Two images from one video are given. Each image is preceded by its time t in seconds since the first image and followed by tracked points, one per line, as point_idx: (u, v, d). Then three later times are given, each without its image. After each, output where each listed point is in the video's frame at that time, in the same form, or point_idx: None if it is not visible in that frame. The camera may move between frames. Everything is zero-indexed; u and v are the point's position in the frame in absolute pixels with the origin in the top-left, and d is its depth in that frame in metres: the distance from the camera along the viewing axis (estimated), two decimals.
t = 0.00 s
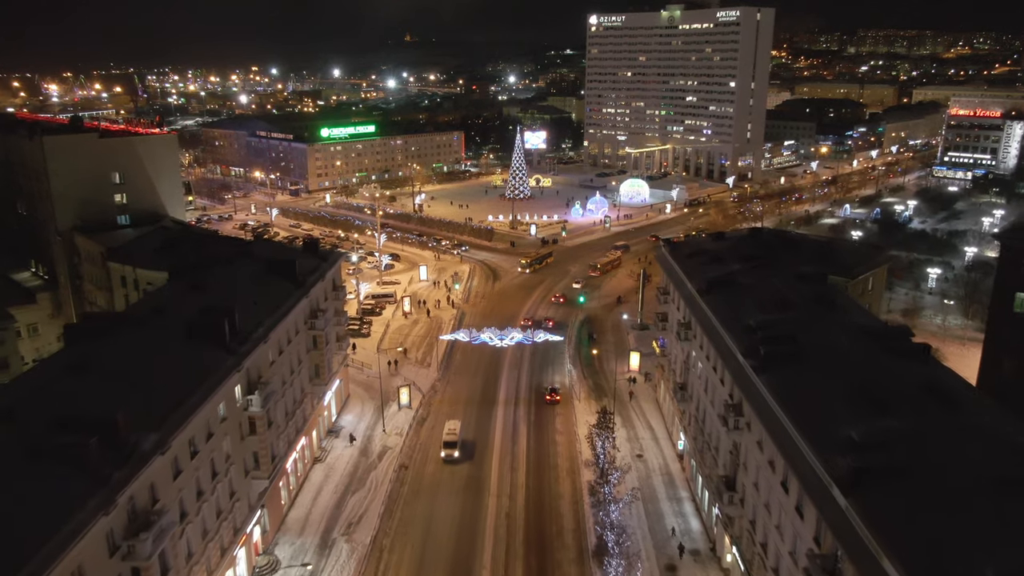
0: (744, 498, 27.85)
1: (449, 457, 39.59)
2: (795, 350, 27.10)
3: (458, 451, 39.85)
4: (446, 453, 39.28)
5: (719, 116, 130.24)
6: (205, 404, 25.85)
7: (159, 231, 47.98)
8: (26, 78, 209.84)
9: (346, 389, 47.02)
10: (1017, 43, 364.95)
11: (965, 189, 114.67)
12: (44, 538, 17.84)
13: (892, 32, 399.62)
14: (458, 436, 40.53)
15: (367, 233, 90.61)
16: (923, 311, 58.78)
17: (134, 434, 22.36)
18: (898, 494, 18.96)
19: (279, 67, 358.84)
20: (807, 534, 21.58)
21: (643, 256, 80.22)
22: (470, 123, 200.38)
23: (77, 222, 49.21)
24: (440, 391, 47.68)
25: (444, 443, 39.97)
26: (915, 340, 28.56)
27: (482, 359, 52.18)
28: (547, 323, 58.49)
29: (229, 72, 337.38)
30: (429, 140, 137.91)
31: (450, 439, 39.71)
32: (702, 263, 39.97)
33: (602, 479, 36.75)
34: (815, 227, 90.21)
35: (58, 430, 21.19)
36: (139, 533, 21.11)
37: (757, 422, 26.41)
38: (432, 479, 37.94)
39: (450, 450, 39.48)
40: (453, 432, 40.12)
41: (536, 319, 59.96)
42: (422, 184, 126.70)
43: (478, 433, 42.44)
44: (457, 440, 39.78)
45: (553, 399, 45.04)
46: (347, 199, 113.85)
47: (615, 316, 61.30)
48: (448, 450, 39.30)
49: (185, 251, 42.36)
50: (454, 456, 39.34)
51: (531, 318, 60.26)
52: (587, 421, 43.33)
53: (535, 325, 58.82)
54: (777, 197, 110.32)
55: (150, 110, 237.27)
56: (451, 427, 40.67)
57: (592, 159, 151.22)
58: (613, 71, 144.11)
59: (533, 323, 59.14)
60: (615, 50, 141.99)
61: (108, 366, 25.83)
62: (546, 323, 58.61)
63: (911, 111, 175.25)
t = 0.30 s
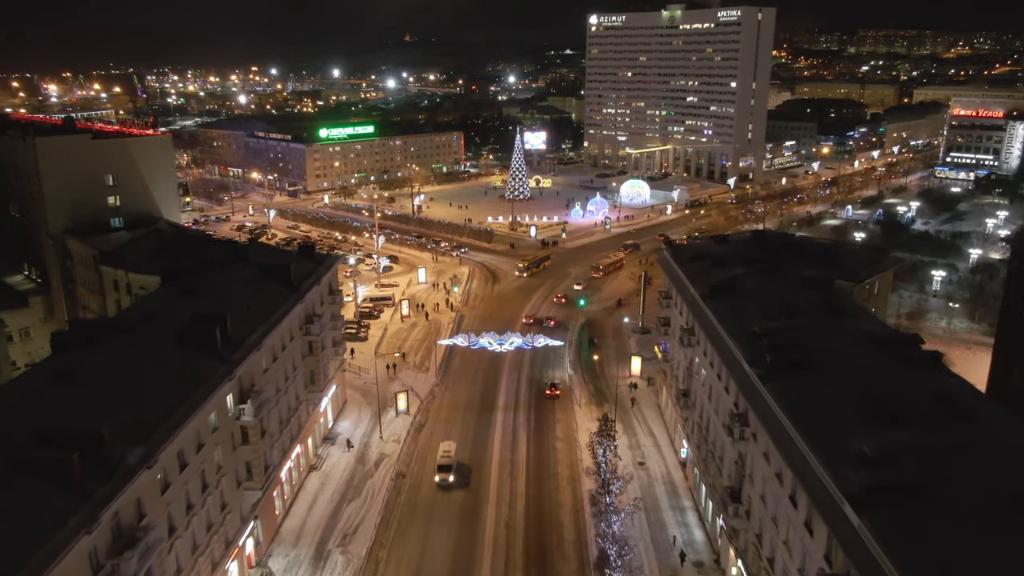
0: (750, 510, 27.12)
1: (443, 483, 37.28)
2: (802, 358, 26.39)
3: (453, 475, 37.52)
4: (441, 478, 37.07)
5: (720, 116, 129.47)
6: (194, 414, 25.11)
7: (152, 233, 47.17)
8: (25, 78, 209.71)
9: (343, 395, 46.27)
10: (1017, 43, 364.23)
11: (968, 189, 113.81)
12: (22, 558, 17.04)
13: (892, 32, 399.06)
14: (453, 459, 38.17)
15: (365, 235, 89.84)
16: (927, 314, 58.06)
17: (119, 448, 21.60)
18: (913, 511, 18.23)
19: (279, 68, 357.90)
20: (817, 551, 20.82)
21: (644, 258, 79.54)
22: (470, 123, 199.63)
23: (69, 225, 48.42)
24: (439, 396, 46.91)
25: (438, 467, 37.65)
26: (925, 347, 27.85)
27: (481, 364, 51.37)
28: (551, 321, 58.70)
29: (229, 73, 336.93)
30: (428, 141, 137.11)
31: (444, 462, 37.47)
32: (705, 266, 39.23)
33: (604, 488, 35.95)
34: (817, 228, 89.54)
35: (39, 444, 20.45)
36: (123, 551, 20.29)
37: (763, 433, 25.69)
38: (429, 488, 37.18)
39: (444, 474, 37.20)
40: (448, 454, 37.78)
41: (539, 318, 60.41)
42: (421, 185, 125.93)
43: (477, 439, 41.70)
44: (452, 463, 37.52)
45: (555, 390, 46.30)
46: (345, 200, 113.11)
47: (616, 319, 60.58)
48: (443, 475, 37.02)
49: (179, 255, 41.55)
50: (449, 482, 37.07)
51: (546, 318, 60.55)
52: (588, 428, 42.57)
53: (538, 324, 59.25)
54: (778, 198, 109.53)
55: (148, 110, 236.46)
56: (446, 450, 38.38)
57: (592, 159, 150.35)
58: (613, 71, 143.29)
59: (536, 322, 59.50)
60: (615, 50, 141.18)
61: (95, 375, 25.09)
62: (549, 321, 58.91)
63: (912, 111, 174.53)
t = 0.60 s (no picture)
0: (755, 524, 26.33)
1: (437, 511, 34.86)
2: (810, 368, 25.66)
3: (448, 503, 35.11)
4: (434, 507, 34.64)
5: (722, 117, 128.70)
6: (184, 425, 24.33)
7: (145, 236, 46.39)
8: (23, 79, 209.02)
9: (339, 400, 45.45)
10: (1017, 43, 363.28)
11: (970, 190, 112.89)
12: None
13: (892, 32, 398.36)
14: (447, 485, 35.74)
15: (363, 237, 88.99)
16: (933, 318, 57.26)
17: (104, 462, 20.84)
18: (930, 532, 17.42)
19: (278, 68, 357.25)
20: (828, 571, 20.04)
21: (646, 260, 78.79)
22: (469, 124, 198.95)
23: (62, 228, 47.60)
24: (437, 402, 46.11)
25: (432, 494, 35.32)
26: (936, 356, 27.08)
27: (480, 369, 50.49)
28: (552, 321, 58.68)
29: (228, 73, 336.37)
30: (427, 141, 136.38)
31: (438, 489, 35.10)
32: (708, 271, 38.42)
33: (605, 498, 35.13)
34: (820, 229, 88.83)
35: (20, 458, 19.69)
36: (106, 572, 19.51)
37: (770, 445, 24.90)
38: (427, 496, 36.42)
39: (438, 502, 34.83)
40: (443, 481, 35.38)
41: (540, 317, 60.45)
42: (420, 186, 125.18)
43: (476, 447, 40.91)
44: (446, 490, 35.16)
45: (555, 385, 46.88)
46: (344, 201, 112.34)
47: (616, 322, 59.83)
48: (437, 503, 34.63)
49: (171, 259, 40.73)
50: (444, 510, 34.64)
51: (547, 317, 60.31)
52: (589, 435, 41.79)
53: (540, 323, 59.52)
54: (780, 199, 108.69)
55: (148, 110, 235.70)
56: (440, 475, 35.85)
57: (592, 160, 149.60)
58: (613, 71, 142.46)
59: (537, 320, 59.86)
60: (615, 50, 140.34)
61: (81, 384, 24.34)
62: (551, 321, 58.92)
63: (913, 111, 173.80)
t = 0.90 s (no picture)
0: (762, 538, 25.56)
1: (429, 545, 32.48)
2: (817, 378, 24.95)
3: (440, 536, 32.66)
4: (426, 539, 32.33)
5: (723, 117, 127.90)
6: (171, 437, 23.54)
7: (138, 240, 45.55)
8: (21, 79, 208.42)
9: (335, 407, 44.63)
10: (1018, 43, 362.43)
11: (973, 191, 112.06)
12: None
13: (893, 32, 397.56)
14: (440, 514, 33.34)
15: (361, 239, 88.10)
16: (938, 321, 56.47)
17: (86, 478, 20.04)
18: (947, 554, 16.65)
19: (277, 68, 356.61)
20: None
21: (647, 262, 78.01)
22: (469, 124, 198.26)
23: (54, 231, 46.78)
24: (435, 408, 45.34)
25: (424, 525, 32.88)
26: (947, 365, 26.30)
27: (478, 375, 49.66)
28: (553, 321, 58.77)
29: (228, 73, 335.92)
30: (426, 142, 135.59)
31: (430, 521, 32.62)
32: (712, 275, 37.60)
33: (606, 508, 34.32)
34: (822, 231, 88.10)
35: None
36: None
37: (778, 457, 24.10)
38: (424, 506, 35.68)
39: (430, 536, 32.44)
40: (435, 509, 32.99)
41: (543, 316, 60.71)
42: (419, 187, 124.36)
43: (475, 454, 40.14)
44: (438, 522, 32.64)
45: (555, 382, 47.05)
46: (342, 202, 111.53)
47: (617, 326, 59.02)
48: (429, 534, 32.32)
49: (163, 262, 39.87)
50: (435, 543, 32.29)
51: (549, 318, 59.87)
52: (590, 442, 41.01)
53: (541, 322, 59.83)
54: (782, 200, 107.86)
55: (146, 111, 235.05)
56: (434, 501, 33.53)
57: (593, 161, 148.82)
58: (613, 71, 141.62)
59: (539, 319, 60.10)
60: (616, 50, 139.49)
61: (66, 395, 23.58)
62: (553, 321, 59.00)
63: (915, 112, 173.01)
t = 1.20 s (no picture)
0: (768, 553, 24.81)
1: None
2: (826, 390, 24.26)
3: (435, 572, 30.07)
4: None
5: (724, 117, 127.16)
6: (157, 450, 22.80)
7: (131, 243, 44.81)
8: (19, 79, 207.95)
9: (331, 413, 43.78)
10: (1018, 44, 361.80)
11: (976, 192, 111.30)
12: None
13: (893, 33, 396.72)
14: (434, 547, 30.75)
15: (359, 241, 87.25)
16: (944, 324, 55.75)
17: (66, 495, 19.35)
18: None
19: (277, 69, 356.33)
20: None
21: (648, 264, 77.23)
22: (468, 124, 197.40)
23: (44, 234, 46.01)
24: (433, 414, 44.57)
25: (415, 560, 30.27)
26: (959, 375, 25.57)
27: (477, 381, 48.83)
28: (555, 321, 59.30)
29: (227, 73, 335.66)
30: (426, 142, 134.80)
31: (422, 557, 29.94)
32: (714, 279, 36.86)
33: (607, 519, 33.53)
34: (824, 232, 87.47)
35: None
36: None
37: (785, 471, 23.32)
38: (421, 516, 34.92)
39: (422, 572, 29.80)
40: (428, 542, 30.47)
41: (544, 314, 61.48)
42: (418, 188, 123.59)
43: (473, 462, 39.35)
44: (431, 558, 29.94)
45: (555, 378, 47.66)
46: (341, 203, 110.76)
47: (618, 329, 58.35)
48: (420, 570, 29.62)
49: (155, 267, 39.13)
50: None
51: (551, 318, 60.24)
52: (591, 450, 40.23)
53: (542, 322, 60.38)
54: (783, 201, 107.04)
55: (145, 111, 234.55)
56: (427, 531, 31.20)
57: (593, 161, 148.07)
58: (613, 71, 140.77)
59: (539, 317, 60.99)
60: (616, 51, 138.69)
61: (47, 408, 22.87)
62: (554, 320, 59.54)
63: (916, 112, 172.23)
